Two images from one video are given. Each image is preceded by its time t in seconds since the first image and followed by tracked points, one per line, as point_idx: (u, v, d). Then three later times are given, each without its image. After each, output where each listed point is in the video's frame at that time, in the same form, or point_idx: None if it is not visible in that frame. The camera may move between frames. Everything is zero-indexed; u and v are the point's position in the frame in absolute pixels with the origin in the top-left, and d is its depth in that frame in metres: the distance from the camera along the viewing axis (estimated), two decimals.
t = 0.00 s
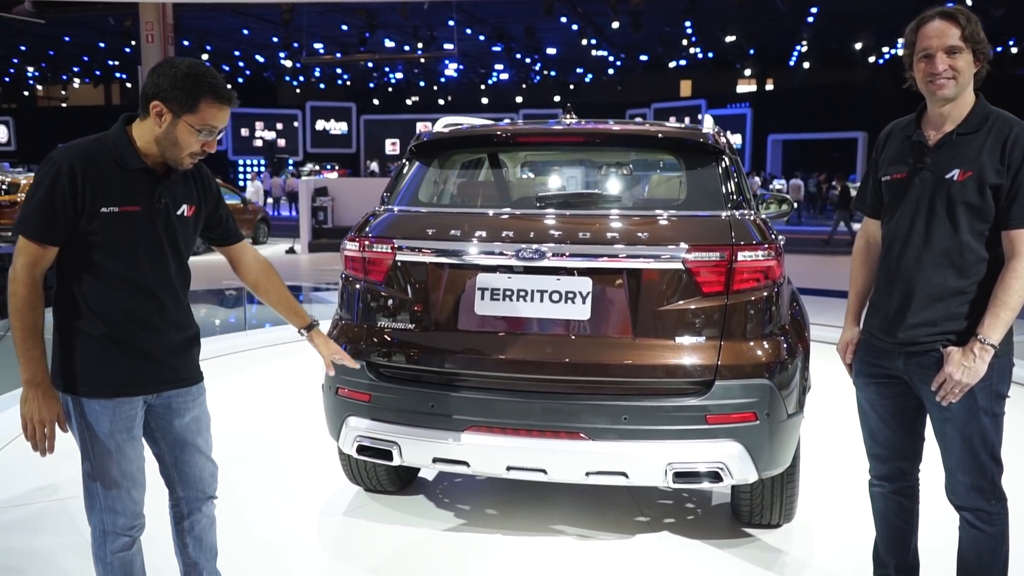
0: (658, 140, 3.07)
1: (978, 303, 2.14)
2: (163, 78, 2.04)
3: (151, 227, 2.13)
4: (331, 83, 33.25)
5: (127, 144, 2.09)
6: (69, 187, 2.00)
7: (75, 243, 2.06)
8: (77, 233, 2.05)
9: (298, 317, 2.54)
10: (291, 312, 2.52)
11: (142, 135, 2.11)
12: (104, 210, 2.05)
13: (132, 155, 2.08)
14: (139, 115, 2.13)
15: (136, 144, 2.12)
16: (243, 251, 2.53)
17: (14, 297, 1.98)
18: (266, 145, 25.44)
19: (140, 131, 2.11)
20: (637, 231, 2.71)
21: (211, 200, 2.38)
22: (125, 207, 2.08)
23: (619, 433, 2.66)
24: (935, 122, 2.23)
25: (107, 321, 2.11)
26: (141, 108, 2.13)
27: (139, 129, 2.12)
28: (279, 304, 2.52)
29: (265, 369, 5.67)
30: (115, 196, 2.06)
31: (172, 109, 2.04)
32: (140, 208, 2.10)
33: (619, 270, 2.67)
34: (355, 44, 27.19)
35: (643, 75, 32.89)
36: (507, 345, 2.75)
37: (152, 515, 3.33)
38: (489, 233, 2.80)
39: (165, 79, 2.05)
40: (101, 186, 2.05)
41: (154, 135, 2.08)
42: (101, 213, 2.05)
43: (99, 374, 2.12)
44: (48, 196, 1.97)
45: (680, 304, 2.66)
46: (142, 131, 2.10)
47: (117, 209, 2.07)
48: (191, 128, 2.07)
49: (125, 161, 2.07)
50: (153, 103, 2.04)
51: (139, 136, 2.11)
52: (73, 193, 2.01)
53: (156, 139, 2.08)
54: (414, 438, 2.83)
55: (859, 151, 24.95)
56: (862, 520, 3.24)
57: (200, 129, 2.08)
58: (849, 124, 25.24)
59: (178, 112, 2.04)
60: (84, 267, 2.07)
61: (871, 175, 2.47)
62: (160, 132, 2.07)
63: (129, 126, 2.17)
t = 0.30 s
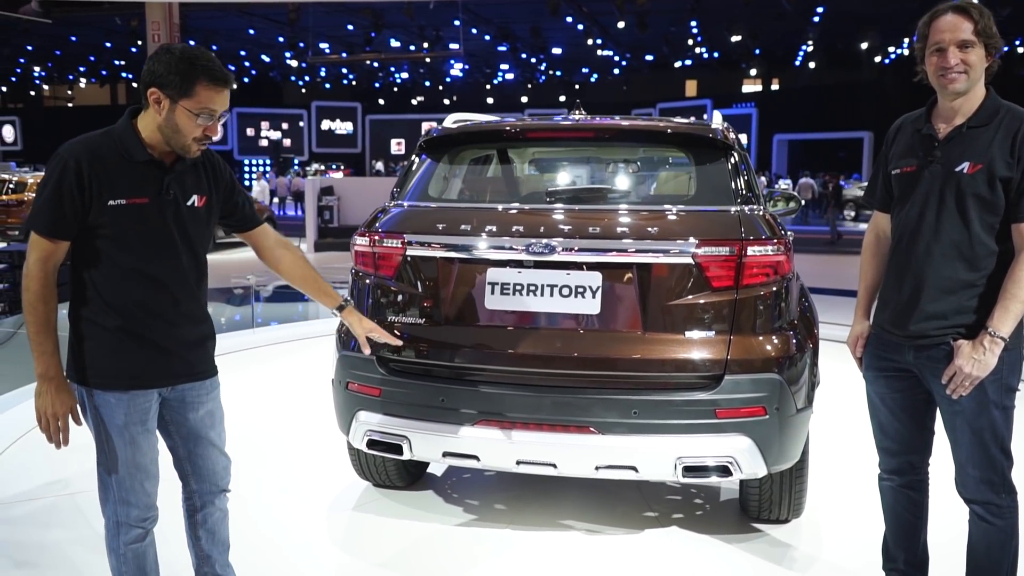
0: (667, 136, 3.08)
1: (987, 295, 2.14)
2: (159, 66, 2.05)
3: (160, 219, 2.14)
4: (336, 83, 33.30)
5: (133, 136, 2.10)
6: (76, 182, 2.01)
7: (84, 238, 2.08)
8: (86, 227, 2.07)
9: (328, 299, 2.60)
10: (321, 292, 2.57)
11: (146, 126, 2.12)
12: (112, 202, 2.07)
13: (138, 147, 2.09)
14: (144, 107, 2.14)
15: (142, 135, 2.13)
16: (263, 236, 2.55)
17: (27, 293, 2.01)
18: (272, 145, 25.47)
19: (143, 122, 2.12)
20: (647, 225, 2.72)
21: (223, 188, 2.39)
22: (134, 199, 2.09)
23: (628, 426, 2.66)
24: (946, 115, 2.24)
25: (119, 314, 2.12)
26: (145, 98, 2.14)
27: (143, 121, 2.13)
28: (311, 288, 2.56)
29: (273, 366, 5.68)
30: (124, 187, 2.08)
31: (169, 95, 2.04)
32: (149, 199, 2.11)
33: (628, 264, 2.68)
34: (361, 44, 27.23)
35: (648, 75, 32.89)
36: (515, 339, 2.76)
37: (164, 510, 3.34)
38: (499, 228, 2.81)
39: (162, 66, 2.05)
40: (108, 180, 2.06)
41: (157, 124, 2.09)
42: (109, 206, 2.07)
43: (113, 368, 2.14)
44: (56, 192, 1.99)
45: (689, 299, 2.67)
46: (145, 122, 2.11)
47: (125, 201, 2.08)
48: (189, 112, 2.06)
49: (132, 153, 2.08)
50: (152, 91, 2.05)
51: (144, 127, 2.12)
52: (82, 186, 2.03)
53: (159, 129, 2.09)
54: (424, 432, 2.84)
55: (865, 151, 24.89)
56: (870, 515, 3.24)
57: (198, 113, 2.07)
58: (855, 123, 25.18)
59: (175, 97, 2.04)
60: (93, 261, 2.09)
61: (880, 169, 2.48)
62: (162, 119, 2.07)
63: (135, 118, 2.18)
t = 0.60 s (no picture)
0: (672, 134, 3.09)
1: (992, 291, 2.16)
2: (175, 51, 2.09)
3: (183, 209, 2.17)
4: (336, 83, 33.32)
5: (155, 127, 2.13)
6: (103, 172, 2.03)
7: (109, 229, 2.10)
8: (110, 218, 2.10)
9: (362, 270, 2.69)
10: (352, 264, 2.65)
11: (166, 118, 2.16)
12: (137, 191, 2.10)
13: (161, 137, 2.13)
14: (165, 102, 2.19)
15: (163, 128, 2.17)
16: (280, 219, 2.59)
17: (56, 283, 2.02)
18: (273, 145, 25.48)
19: (163, 113, 2.16)
20: (652, 222, 2.73)
21: (240, 179, 2.41)
22: (157, 189, 2.12)
23: (635, 422, 2.68)
24: (951, 113, 2.26)
25: (143, 304, 2.15)
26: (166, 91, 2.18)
27: (164, 115, 2.17)
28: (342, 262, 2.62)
29: (279, 363, 5.71)
30: (148, 178, 2.11)
31: (181, 74, 2.07)
32: (172, 189, 2.14)
33: (634, 261, 2.69)
34: (361, 44, 27.24)
35: (648, 75, 32.93)
36: (521, 335, 2.78)
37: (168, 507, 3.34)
38: (505, 224, 2.82)
39: (178, 51, 2.09)
40: (133, 169, 2.09)
41: (172, 110, 2.12)
42: (134, 195, 2.09)
43: (138, 359, 2.16)
44: (84, 182, 2.01)
45: (694, 294, 2.69)
46: (164, 113, 2.16)
47: (150, 191, 2.11)
48: (199, 91, 2.08)
49: (155, 144, 2.12)
50: (166, 73, 2.10)
51: (165, 121, 2.16)
52: (108, 177, 2.05)
53: (176, 115, 2.12)
54: (431, 428, 2.86)
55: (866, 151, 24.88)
56: (874, 511, 3.26)
57: (209, 91, 2.08)
58: (856, 124, 25.18)
59: (186, 76, 2.07)
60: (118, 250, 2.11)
61: (884, 165, 2.50)
62: (174, 101, 2.10)
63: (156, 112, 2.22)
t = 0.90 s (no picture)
0: (672, 134, 3.12)
1: (991, 289, 2.19)
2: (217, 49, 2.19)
3: (220, 203, 2.20)
4: (333, 84, 33.32)
5: (197, 124, 2.19)
6: (144, 163, 2.08)
7: (147, 218, 2.13)
8: (149, 207, 2.13)
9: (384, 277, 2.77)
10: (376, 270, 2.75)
11: (206, 115, 2.22)
12: (176, 182, 2.13)
13: (202, 132, 2.18)
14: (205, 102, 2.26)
15: (204, 125, 2.22)
16: (315, 226, 2.65)
17: (95, 269, 2.04)
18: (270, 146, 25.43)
19: (203, 110, 2.23)
20: (653, 221, 2.76)
21: (277, 182, 2.45)
22: (195, 181, 2.16)
23: (637, 419, 2.71)
24: (950, 114, 2.29)
25: (178, 295, 2.17)
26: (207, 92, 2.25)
27: (204, 112, 2.23)
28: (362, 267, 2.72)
29: (279, 363, 5.73)
30: (186, 170, 2.15)
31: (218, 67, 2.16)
32: (209, 183, 2.18)
33: (635, 260, 2.72)
34: (358, 44, 27.23)
35: (645, 76, 32.97)
36: (522, 334, 2.80)
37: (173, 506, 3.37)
38: (507, 223, 2.84)
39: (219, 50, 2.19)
40: (173, 160, 2.13)
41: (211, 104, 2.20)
42: (173, 187, 2.13)
43: (173, 348, 2.19)
44: (125, 173, 2.05)
45: (694, 293, 2.72)
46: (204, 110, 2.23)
47: (188, 182, 2.15)
48: (234, 82, 2.16)
49: (197, 139, 2.17)
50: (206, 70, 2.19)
51: (205, 118, 2.23)
52: (148, 168, 2.10)
53: (213, 109, 2.19)
54: (433, 425, 2.88)
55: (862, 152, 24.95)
56: (873, 508, 3.29)
57: (243, 83, 2.16)
58: (853, 124, 25.23)
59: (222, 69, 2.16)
60: (157, 240, 2.14)
61: (884, 167, 2.53)
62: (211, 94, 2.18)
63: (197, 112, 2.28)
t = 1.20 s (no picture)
0: (670, 141, 3.16)
1: (985, 294, 2.23)
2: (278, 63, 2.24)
3: (263, 209, 2.24)
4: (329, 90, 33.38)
5: (251, 132, 2.23)
6: (195, 164, 2.13)
7: (192, 217, 2.18)
8: (193, 206, 2.17)
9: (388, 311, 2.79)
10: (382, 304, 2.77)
11: (261, 125, 2.26)
12: (222, 185, 2.18)
13: (254, 141, 2.22)
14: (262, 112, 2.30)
15: (257, 134, 2.26)
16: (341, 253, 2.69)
17: (139, 262, 2.09)
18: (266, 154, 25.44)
19: (258, 120, 2.27)
20: (652, 227, 2.79)
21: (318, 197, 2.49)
22: (242, 186, 2.20)
23: (637, 424, 2.73)
24: (942, 122, 2.32)
25: (214, 294, 2.21)
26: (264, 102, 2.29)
27: (259, 122, 2.27)
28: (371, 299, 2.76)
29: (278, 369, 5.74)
30: (234, 173, 2.19)
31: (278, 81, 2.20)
32: (254, 189, 2.22)
33: (634, 266, 2.75)
34: (355, 51, 27.27)
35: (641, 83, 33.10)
36: (522, 339, 2.83)
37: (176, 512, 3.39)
38: (508, 230, 2.88)
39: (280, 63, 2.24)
40: (223, 163, 2.18)
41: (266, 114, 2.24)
42: (219, 189, 2.18)
43: (205, 345, 2.22)
44: (175, 172, 2.10)
45: (693, 299, 2.75)
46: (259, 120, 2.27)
47: (234, 186, 2.19)
48: (291, 97, 2.20)
49: (248, 147, 2.21)
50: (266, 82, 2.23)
51: (260, 128, 2.27)
52: (198, 169, 2.15)
53: (267, 120, 2.23)
54: (435, 430, 2.91)
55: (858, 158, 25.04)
56: (870, 511, 3.32)
57: (300, 99, 2.20)
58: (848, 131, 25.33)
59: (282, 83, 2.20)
60: (199, 240, 2.19)
61: (878, 175, 2.57)
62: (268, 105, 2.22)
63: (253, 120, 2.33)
